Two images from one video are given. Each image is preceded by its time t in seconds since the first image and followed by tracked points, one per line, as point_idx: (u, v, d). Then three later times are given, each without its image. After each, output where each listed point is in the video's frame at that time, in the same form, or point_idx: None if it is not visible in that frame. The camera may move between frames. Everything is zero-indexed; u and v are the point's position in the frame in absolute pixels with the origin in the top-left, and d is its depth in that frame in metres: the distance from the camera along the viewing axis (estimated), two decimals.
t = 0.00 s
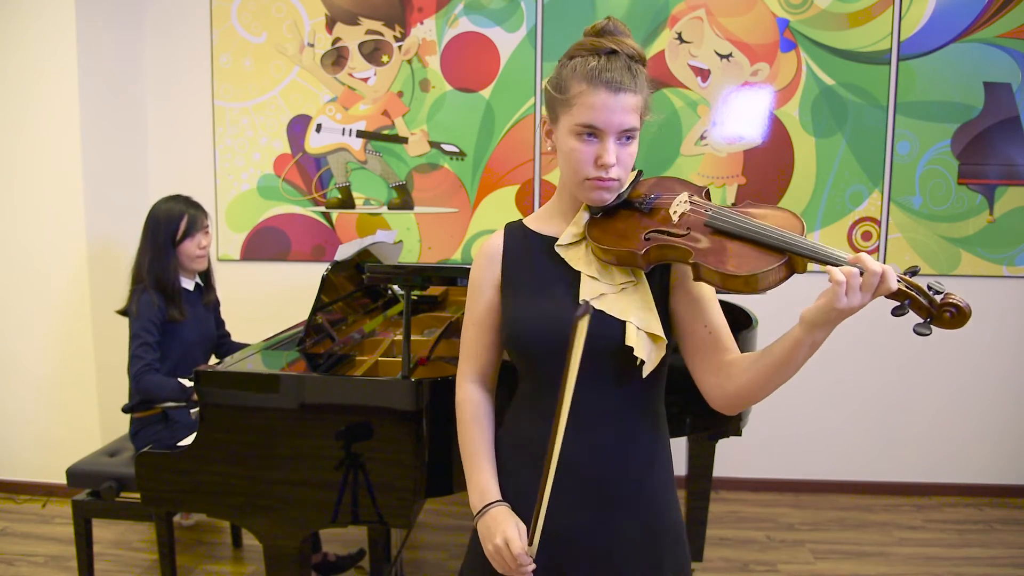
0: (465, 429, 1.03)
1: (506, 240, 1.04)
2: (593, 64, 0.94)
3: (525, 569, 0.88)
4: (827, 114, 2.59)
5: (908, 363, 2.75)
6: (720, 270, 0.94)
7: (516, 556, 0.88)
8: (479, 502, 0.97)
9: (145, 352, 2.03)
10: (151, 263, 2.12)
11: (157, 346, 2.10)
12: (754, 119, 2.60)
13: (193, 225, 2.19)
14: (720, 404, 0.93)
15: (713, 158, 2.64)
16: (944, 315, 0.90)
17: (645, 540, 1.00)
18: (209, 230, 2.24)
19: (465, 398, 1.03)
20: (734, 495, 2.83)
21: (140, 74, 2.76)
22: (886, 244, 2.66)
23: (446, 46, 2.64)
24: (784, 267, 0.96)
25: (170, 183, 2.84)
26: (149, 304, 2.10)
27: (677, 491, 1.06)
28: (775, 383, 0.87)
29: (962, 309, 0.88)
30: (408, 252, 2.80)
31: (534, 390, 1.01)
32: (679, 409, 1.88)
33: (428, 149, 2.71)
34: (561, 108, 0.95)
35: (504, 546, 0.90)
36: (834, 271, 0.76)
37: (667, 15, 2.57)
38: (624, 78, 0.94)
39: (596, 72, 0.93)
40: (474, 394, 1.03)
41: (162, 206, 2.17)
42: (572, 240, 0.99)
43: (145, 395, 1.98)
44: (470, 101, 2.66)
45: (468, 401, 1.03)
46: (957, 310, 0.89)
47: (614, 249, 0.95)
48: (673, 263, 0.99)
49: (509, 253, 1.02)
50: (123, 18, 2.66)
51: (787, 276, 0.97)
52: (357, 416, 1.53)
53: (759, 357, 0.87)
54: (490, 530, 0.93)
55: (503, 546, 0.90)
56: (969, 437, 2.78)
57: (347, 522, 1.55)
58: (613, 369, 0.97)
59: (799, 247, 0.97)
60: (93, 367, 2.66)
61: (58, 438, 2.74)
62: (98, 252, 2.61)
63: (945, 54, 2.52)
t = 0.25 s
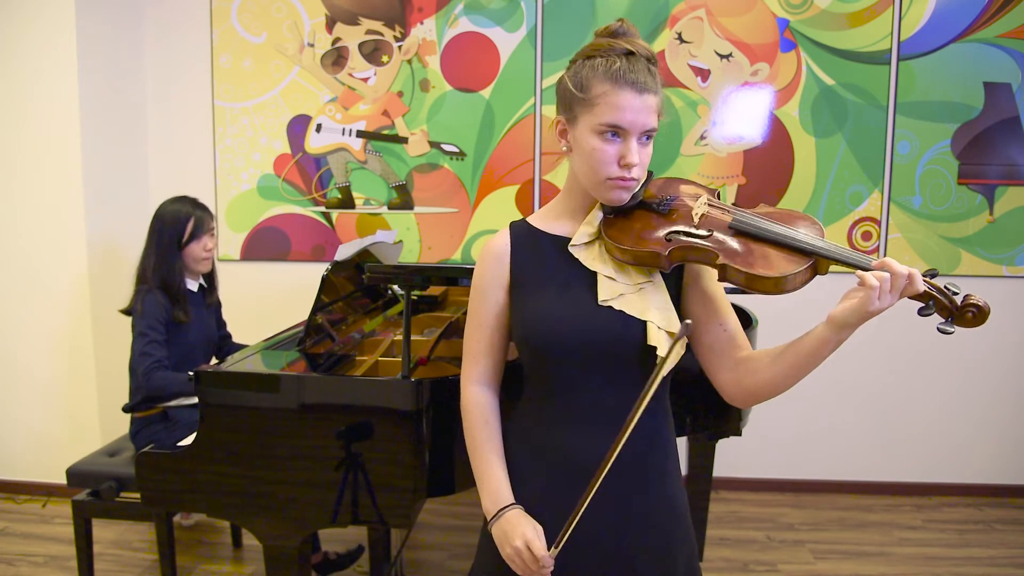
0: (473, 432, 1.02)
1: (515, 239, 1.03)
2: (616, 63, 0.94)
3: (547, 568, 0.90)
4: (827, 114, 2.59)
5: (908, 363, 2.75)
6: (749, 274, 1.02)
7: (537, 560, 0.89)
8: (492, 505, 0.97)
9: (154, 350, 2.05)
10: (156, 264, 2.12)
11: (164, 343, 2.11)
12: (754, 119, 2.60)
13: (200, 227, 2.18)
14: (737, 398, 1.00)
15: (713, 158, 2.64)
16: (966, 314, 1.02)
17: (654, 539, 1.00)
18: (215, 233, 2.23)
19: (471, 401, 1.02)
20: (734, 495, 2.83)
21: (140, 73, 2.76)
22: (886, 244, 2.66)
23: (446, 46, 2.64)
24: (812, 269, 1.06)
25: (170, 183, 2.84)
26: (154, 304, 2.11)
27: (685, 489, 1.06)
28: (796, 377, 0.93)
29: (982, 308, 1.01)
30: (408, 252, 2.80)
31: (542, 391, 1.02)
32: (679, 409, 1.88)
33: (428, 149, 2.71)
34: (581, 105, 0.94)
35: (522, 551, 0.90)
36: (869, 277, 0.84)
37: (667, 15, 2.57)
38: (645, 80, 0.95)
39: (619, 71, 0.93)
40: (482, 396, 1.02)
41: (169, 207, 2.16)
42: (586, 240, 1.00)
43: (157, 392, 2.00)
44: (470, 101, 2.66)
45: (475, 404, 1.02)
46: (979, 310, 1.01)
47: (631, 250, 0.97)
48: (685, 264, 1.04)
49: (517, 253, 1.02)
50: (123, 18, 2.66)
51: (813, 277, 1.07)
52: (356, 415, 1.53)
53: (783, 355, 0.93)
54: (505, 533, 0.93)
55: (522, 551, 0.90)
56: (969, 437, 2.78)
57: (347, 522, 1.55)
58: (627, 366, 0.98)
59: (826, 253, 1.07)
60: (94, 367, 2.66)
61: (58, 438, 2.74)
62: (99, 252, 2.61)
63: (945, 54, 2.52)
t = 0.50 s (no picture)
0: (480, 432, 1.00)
1: (522, 236, 1.02)
2: (634, 63, 0.94)
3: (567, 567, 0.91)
4: (827, 114, 2.59)
5: (908, 363, 2.75)
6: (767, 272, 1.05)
7: (559, 561, 0.90)
8: (507, 509, 0.96)
9: (170, 348, 2.06)
10: (163, 266, 2.12)
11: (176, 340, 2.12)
12: (754, 118, 2.60)
13: (207, 231, 2.17)
14: (748, 394, 1.03)
15: (713, 158, 2.64)
16: (973, 309, 1.03)
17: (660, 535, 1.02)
18: (222, 238, 2.22)
19: (477, 404, 1.00)
20: (734, 495, 2.83)
21: (140, 73, 2.76)
22: (886, 244, 2.66)
23: (446, 46, 2.64)
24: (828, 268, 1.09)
25: (170, 183, 2.84)
26: (163, 304, 2.11)
27: (687, 484, 1.09)
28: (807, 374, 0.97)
29: (986, 303, 1.02)
30: (408, 252, 2.80)
31: (550, 389, 1.02)
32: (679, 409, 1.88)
33: (428, 149, 2.71)
34: (599, 103, 0.93)
35: (544, 552, 0.91)
36: (891, 276, 0.88)
37: (667, 15, 2.57)
38: (661, 81, 0.96)
39: (638, 71, 0.94)
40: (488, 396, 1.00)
41: (179, 209, 2.15)
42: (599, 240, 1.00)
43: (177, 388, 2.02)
44: (470, 101, 2.66)
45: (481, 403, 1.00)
46: (983, 304, 1.02)
47: (647, 250, 0.98)
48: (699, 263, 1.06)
49: (527, 252, 1.01)
50: (123, 18, 2.66)
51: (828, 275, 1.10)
52: (356, 416, 1.53)
53: (799, 352, 0.97)
54: (523, 535, 0.93)
55: (544, 553, 0.91)
56: (970, 437, 2.78)
57: (346, 522, 1.55)
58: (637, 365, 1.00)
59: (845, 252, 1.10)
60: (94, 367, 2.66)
61: (58, 438, 2.74)
62: (99, 251, 2.62)
63: (945, 54, 2.52)
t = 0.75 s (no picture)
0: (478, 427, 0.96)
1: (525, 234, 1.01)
2: (640, 64, 0.94)
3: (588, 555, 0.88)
4: (827, 114, 2.59)
5: (908, 363, 2.75)
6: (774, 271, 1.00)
7: (585, 547, 0.87)
8: (522, 499, 0.91)
9: (172, 349, 2.06)
10: (166, 267, 2.12)
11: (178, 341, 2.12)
12: (754, 118, 2.61)
13: (211, 234, 2.16)
14: (752, 391, 1.03)
15: (713, 158, 2.64)
16: (974, 307, 1.03)
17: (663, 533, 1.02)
18: (225, 241, 2.22)
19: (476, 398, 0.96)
20: (733, 495, 2.83)
21: (139, 74, 2.76)
22: (886, 244, 2.66)
23: (446, 46, 2.64)
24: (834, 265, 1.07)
25: (170, 183, 2.84)
26: (167, 305, 2.11)
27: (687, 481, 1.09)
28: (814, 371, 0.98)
29: (985, 301, 1.02)
30: (408, 252, 2.80)
31: (553, 389, 1.02)
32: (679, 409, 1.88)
33: (428, 149, 2.71)
34: (606, 104, 0.93)
35: (570, 540, 0.87)
36: (900, 274, 0.88)
37: (667, 15, 2.57)
38: (666, 81, 0.96)
39: (643, 72, 0.94)
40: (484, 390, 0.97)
41: (185, 210, 2.15)
42: (605, 238, 1.00)
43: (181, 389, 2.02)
44: (470, 101, 2.66)
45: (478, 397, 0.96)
46: (983, 302, 1.02)
47: (653, 249, 0.98)
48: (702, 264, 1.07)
49: (530, 251, 1.00)
50: (122, 18, 2.66)
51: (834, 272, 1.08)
52: (357, 416, 1.53)
53: (805, 352, 0.97)
54: (547, 522, 0.88)
55: (568, 541, 0.87)
56: (969, 436, 2.78)
57: (347, 522, 1.55)
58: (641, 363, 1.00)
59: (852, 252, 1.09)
60: (94, 367, 2.66)
61: (58, 438, 2.74)
62: (100, 251, 2.61)
63: (945, 54, 2.52)
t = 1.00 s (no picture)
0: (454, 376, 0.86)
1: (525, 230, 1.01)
2: (630, 63, 0.94)
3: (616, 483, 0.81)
4: (827, 114, 2.59)
5: (908, 363, 2.75)
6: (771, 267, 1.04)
7: (615, 469, 0.80)
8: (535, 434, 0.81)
9: (154, 358, 2.02)
10: (166, 269, 2.12)
11: (165, 350, 2.09)
12: (754, 118, 2.60)
13: (212, 235, 2.17)
14: (750, 391, 1.03)
15: (713, 158, 2.64)
16: (975, 305, 1.04)
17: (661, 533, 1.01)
18: (226, 243, 2.22)
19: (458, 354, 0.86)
20: (733, 495, 2.83)
21: (139, 74, 2.76)
22: (886, 244, 2.66)
23: (446, 46, 2.64)
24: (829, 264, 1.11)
25: (170, 183, 2.84)
26: (160, 310, 2.09)
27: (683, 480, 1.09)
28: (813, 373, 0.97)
29: (986, 298, 1.03)
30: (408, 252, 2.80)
31: (550, 388, 1.01)
32: (679, 409, 1.88)
33: (428, 149, 2.71)
34: (598, 106, 0.93)
35: (598, 461, 0.79)
36: (903, 279, 0.89)
37: (667, 15, 2.57)
38: (657, 79, 0.96)
39: (633, 71, 0.94)
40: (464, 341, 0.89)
41: (185, 211, 2.16)
42: (600, 238, 1.00)
43: (155, 399, 1.96)
44: (470, 101, 2.66)
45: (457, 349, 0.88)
46: (983, 300, 1.03)
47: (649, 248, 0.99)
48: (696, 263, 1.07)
49: (529, 250, 1.00)
50: (122, 19, 2.66)
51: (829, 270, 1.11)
52: (357, 416, 1.53)
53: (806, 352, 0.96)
54: (575, 447, 0.80)
55: (596, 464, 0.79)
56: (969, 436, 2.78)
57: (347, 522, 1.55)
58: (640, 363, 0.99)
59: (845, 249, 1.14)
60: (94, 368, 2.66)
61: (58, 438, 2.74)
62: (100, 251, 2.61)
63: (945, 54, 2.52)
